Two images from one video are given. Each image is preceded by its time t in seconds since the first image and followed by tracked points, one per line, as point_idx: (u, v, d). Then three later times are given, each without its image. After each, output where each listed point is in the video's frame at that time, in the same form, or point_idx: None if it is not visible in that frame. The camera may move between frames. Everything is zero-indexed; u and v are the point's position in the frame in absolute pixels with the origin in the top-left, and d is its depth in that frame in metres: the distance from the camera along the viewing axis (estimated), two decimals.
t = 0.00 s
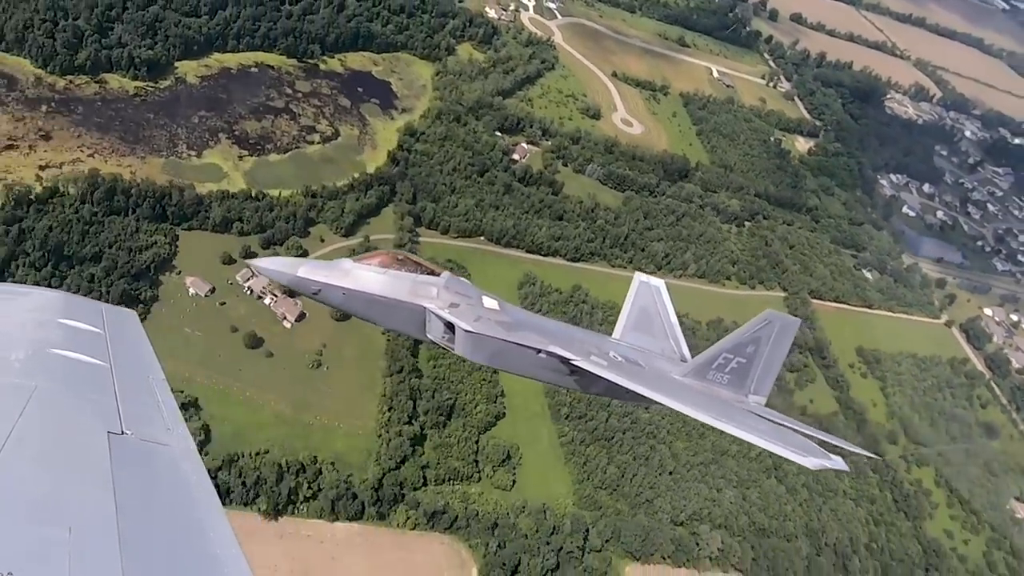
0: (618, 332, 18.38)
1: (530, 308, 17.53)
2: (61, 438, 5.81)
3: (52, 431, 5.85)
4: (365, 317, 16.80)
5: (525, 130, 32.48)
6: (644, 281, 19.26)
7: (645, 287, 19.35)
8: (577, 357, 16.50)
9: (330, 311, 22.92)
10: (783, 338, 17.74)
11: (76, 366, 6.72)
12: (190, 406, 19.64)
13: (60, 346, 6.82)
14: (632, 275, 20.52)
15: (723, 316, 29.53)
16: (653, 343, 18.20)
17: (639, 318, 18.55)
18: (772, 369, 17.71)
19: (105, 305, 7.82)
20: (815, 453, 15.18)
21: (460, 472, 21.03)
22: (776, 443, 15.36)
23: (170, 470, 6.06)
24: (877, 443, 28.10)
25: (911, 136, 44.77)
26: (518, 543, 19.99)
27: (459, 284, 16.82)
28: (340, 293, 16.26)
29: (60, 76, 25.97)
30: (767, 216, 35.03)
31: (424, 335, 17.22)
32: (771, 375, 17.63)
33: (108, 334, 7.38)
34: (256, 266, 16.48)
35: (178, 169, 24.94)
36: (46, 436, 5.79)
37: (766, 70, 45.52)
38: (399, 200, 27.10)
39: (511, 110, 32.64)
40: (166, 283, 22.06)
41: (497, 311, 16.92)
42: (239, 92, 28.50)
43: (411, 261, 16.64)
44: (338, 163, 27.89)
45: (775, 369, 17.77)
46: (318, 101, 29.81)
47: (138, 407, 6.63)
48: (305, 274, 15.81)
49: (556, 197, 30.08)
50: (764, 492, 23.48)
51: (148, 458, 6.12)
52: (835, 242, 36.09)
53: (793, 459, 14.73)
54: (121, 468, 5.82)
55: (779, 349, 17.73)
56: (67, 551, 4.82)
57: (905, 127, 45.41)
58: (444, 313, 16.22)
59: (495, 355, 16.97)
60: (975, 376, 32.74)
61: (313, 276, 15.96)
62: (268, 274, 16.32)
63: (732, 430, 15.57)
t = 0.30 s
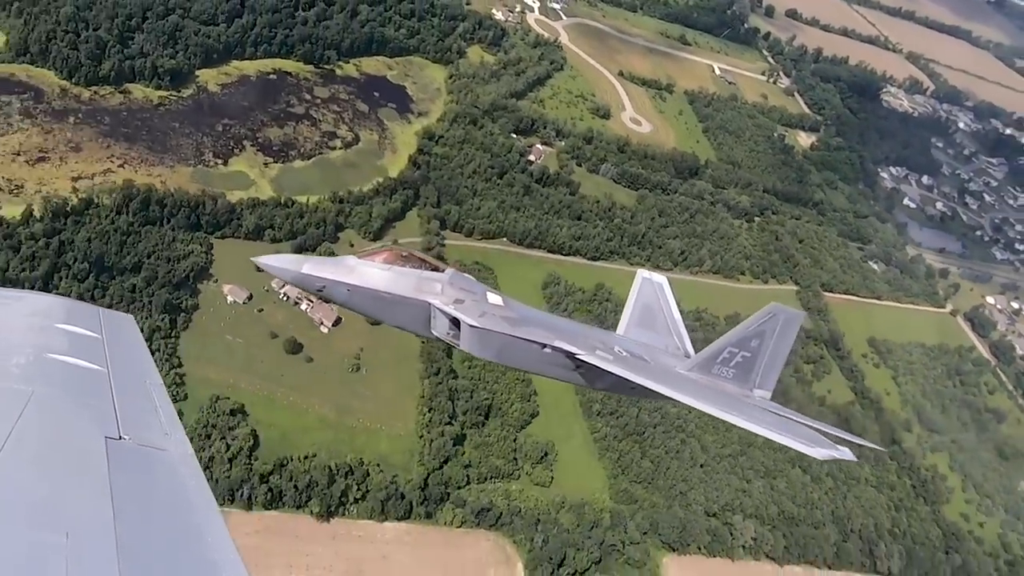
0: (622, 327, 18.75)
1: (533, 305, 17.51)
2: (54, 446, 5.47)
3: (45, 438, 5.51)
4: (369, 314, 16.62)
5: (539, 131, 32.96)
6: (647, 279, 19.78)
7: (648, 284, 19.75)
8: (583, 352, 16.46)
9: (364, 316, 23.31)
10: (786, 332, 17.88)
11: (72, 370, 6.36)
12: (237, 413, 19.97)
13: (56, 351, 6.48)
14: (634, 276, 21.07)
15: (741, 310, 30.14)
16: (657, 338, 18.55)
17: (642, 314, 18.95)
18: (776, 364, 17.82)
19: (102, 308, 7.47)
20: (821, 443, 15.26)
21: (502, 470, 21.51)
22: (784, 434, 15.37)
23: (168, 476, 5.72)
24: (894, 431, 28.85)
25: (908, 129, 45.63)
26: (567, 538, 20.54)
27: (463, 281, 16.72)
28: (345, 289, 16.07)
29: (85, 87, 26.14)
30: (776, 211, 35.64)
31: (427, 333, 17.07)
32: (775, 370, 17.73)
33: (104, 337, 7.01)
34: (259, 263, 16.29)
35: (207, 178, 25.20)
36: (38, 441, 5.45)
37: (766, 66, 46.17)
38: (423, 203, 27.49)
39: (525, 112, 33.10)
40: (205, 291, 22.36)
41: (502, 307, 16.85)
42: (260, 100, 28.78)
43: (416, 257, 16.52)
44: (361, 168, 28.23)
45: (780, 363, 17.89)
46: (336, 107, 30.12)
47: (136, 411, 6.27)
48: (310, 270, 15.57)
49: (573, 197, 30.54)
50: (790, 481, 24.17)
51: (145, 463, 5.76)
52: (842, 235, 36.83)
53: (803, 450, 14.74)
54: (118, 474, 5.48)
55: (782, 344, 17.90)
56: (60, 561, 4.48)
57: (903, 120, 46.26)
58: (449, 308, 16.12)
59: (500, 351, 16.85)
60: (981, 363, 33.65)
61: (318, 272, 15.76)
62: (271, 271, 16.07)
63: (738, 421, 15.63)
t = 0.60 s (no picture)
0: (624, 325, 19.04)
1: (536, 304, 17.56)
2: (60, 436, 6.26)
3: (51, 429, 6.30)
4: (371, 313, 16.64)
5: (552, 132, 33.45)
6: (649, 277, 20.05)
7: (651, 282, 19.97)
8: (587, 349, 16.49)
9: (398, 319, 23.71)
10: (790, 327, 18.09)
11: (76, 367, 7.20)
12: (282, 417, 20.32)
13: (61, 348, 7.30)
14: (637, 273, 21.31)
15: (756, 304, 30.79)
16: (659, 335, 18.85)
17: (646, 312, 19.21)
18: (780, 359, 18.09)
19: (102, 308, 8.32)
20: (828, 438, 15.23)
21: (540, 466, 22.01)
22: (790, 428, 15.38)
23: (166, 469, 6.54)
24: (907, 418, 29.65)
25: (905, 122, 46.47)
26: (611, 533, 21.20)
27: (466, 279, 16.76)
28: (347, 288, 16.12)
29: (109, 97, 26.36)
30: (783, 206, 36.31)
31: (431, 332, 17.09)
32: (778, 365, 18.00)
33: (104, 337, 7.86)
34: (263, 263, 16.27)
35: (235, 186, 25.49)
36: (47, 431, 6.26)
37: (765, 62, 46.86)
38: (446, 206, 27.88)
39: (538, 113, 33.58)
40: (242, 298, 22.70)
41: (505, 305, 16.87)
42: (281, 106, 29.08)
43: (419, 256, 16.56)
44: (382, 173, 28.62)
45: (784, 358, 18.14)
46: (355, 112, 30.46)
47: (134, 406, 7.11)
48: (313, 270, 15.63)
49: (589, 196, 31.01)
50: (812, 470, 24.95)
51: (144, 456, 6.60)
52: (848, 228, 37.56)
53: (808, 444, 14.75)
54: (120, 465, 6.30)
55: (785, 339, 18.14)
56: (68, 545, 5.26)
57: (899, 113, 47.08)
58: (453, 307, 16.09)
59: (504, 349, 16.88)
60: (987, 351, 34.53)
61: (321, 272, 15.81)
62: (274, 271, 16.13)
63: (746, 417, 15.60)
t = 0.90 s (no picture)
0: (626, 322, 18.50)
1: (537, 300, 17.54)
2: (58, 427, 5.92)
3: (49, 420, 5.96)
4: (373, 310, 16.71)
5: (565, 131, 33.93)
6: (649, 272, 19.42)
7: (652, 278, 19.35)
8: (590, 344, 16.46)
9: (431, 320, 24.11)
10: (793, 322, 17.74)
11: (75, 354, 6.81)
12: (326, 420, 20.74)
13: (58, 333, 6.89)
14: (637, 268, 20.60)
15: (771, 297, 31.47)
16: (661, 332, 18.35)
17: (647, 308, 18.66)
18: (783, 354, 17.72)
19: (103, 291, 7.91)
20: (834, 432, 15.36)
21: (576, 460, 22.54)
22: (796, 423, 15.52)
23: (168, 458, 6.17)
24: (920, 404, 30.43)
25: (901, 114, 47.37)
26: (650, 523, 21.80)
27: (468, 275, 16.77)
28: (349, 284, 16.22)
29: (133, 105, 26.53)
30: (791, 200, 37.01)
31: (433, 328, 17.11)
32: (782, 360, 17.64)
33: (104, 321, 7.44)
34: (265, 259, 16.45)
35: (263, 192, 25.80)
36: (44, 424, 5.90)
37: (764, 57, 47.54)
38: (469, 207, 28.30)
39: (550, 113, 34.04)
40: (279, 302, 23.02)
41: (507, 301, 16.84)
42: (301, 110, 29.35)
43: (420, 252, 16.63)
44: (404, 175, 28.99)
45: (786, 354, 17.79)
46: (373, 115, 30.80)
47: (135, 394, 6.73)
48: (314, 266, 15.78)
49: (605, 194, 31.51)
50: (832, 458, 25.77)
51: (146, 446, 6.20)
52: (853, 220, 38.35)
53: (817, 438, 14.87)
54: (119, 457, 5.93)
55: (788, 334, 17.78)
56: (68, 540, 4.93)
57: (895, 105, 47.96)
58: (454, 302, 16.16)
59: (506, 345, 16.86)
60: (990, 337, 35.48)
61: (322, 268, 15.96)
62: (275, 267, 16.25)
63: (748, 410, 15.73)
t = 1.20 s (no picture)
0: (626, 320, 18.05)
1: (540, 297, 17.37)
2: (61, 429, 5.93)
3: (49, 422, 5.97)
4: (373, 306, 16.59)
5: (578, 130, 34.42)
6: (651, 269, 19.02)
7: (654, 276, 18.92)
8: (590, 339, 16.19)
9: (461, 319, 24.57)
10: (796, 319, 17.33)
11: (77, 358, 6.86)
12: (369, 419, 21.18)
13: (61, 338, 6.95)
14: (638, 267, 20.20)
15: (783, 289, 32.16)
16: (662, 330, 17.87)
17: (648, 306, 18.22)
18: (786, 351, 17.30)
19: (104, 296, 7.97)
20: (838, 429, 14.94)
21: (609, 453, 23.05)
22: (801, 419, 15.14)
23: (169, 459, 6.15)
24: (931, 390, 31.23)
25: (898, 106, 48.23)
26: (684, 512, 22.42)
27: (469, 271, 16.64)
28: (349, 280, 16.12)
29: (158, 112, 26.77)
30: (797, 192, 37.71)
31: (435, 324, 16.94)
32: (785, 357, 17.21)
33: (105, 326, 7.51)
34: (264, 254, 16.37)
35: (290, 196, 26.11)
36: (47, 424, 5.93)
37: (763, 51, 48.25)
38: (491, 207, 28.73)
39: (562, 111, 34.52)
40: (313, 305, 23.42)
41: (508, 297, 16.63)
42: (321, 114, 29.69)
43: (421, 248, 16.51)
44: (424, 176, 29.38)
45: (789, 351, 17.36)
46: (390, 116, 31.16)
47: (136, 396, 6.75)
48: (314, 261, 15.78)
49: (619, 190, 32.02)
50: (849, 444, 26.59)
51: (147, 448, 6.20)
52: (857, 211, 39.11)
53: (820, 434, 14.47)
54: (120, 457, 5.93)
55: (791, 332, 17.36)
56: (69, 539, 4.90)
57: (892, 97, 48.76)
58: (456, 297, 15.96)
59: (507, 342, 16.64)
60: (994, 323, 36.37)
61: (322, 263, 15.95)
62: (276, 262, 16.20)
63: (749, 406, 15.39)
